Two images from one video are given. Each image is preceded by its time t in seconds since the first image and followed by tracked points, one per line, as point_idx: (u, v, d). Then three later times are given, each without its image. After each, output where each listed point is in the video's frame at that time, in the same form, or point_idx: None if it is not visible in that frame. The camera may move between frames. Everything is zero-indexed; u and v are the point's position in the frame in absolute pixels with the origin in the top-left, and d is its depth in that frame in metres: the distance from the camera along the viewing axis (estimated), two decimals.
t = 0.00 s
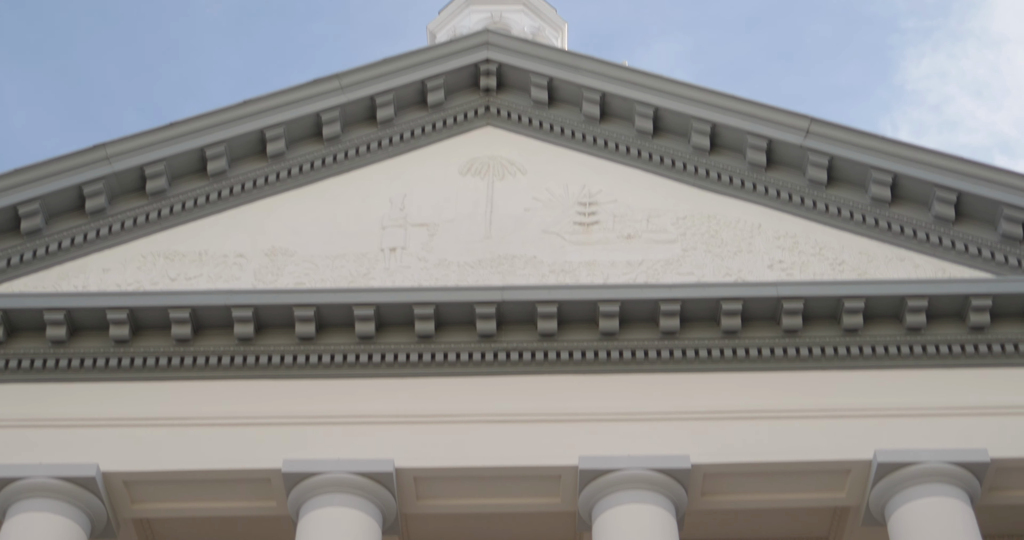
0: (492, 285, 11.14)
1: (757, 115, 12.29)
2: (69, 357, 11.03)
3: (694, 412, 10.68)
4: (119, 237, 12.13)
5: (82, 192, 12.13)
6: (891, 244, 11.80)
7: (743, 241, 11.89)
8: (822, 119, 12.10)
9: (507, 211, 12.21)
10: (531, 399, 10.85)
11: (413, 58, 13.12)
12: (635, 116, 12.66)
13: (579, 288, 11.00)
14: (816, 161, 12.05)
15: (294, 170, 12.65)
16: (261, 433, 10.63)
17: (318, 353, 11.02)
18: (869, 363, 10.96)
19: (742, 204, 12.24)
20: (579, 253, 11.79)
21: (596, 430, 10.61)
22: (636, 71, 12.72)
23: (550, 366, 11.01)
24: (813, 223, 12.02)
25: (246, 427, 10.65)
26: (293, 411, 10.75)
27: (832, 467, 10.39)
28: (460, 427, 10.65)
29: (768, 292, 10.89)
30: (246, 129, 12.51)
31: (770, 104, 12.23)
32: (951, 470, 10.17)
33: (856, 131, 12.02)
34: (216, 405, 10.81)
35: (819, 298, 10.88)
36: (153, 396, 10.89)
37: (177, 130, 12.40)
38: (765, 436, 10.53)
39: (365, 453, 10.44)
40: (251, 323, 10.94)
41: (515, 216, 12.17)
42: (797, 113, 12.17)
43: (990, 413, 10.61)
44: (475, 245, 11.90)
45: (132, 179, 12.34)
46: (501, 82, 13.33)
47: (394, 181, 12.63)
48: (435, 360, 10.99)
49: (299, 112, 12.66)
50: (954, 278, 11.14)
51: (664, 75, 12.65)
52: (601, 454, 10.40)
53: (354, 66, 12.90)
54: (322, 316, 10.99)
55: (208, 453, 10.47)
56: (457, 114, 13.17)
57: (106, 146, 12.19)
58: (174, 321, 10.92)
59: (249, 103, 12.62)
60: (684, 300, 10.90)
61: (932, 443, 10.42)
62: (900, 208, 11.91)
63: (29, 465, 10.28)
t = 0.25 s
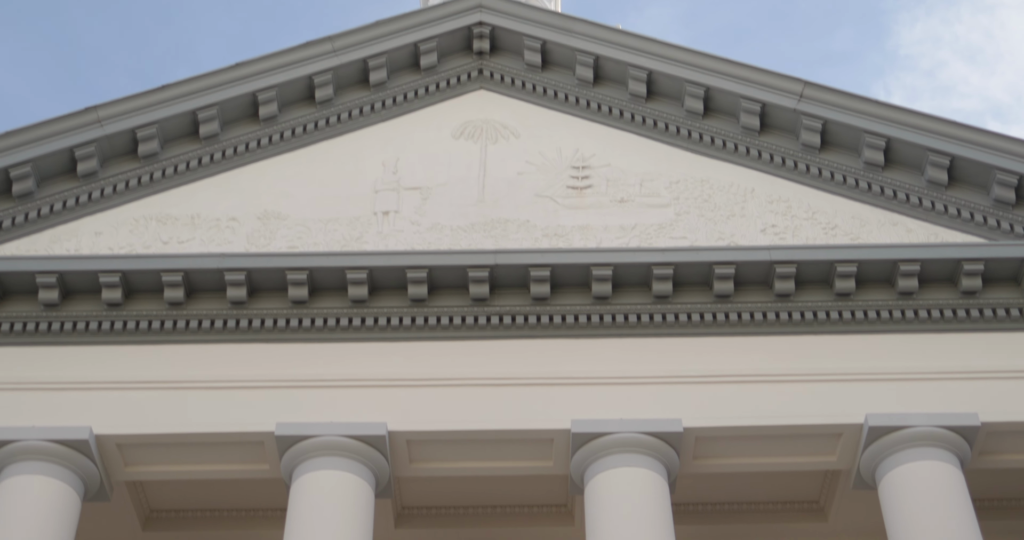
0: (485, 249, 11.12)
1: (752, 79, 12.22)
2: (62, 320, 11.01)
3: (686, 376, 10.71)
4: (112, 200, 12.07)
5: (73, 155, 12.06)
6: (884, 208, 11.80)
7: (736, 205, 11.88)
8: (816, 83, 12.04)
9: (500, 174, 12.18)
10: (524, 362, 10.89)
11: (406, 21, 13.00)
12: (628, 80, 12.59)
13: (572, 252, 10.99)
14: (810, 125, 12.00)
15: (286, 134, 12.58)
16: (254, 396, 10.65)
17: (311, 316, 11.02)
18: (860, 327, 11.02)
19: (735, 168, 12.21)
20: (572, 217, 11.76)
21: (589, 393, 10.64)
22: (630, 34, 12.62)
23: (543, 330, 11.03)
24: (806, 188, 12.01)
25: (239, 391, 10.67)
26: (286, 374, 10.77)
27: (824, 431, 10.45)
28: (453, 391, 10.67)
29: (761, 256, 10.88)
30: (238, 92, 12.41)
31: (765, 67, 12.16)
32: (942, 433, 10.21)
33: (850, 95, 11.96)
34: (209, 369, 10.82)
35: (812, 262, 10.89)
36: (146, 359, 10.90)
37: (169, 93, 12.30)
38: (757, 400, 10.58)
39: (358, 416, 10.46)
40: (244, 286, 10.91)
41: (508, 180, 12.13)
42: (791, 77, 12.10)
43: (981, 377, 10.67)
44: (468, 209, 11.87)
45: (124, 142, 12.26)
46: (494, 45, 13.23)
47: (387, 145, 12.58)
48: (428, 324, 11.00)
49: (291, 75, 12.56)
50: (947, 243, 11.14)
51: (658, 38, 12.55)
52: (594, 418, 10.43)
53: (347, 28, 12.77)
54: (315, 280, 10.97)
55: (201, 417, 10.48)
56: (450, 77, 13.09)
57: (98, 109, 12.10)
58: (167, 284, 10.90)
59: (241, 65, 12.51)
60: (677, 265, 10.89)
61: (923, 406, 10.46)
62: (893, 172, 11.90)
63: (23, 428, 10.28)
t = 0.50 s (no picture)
0: (479, 216, 11.09)
1: (747, 46, 12.15)
2: (55, 286, 10.99)
3: (680, 343, 10.74)
4: (105, 165, 12.02)
5: (66, 120, 11.98)
6: (878, 176, 11.79)
7: (730, 172, 11.86)
8: (811, 50, 11.97)
9: (494, 141, 12.14)
10: (518, 329, 10.90)
11: None
12: (623, 46, 12.51)
13: (566, 219, 10.96)
14: (804, 93, 11.95)
15: (280, 99, 12.51)
16: (248, 362, 10.66)
17: (305, 282, 11.01)
18: (854, 294, 11.05)
19: (729, 135, 12.18)
20: (566, 184, 11.74)
21: (583, 360, 10.67)
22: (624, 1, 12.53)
23: (537, 297, 11.05)
24: (800, 155, 11.99)
25: (234, 357, 10.68)
26: (280, 340, 10.79)
27: (817, 398, 10.49)
28: (447, 356, 10.69)
29: (756, 224, 10.87)
30: (232, 57, 12.32)
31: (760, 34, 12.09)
32: (934, 400, 10.23)
33: (844, 62, 11.89)
34: (203, 334, 10.83)
35: (806, 230, 10.88)
36: (140, 325, 10.90)
37: (162, 58, 12.19)
38: (750, 367, 10.61)
39: (352, 383, 10.46)
40: (238, 253, 10.90)
41: (502, 146, 12.09)
42: (786, 44, 12.03)
43: (973, 344, 10.71)
44: (462, 176, 11.84)
45: (117, 107, 12.18)
46: (488, 11, 13.14)
47: (380, 111, 12.52)
48: (422, 290, 11.00)
49: (285, 40, 12.46)
50: (941, 210, 11.13)
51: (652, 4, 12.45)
52: (588, 384, 10.44)
53: None
54: (308, 246, 10.95)
55: (195, 382, 10.49)
56: (444, 43, 13.00)
57: (91, 74, 11.99)
58: (161, 250, 10.87)
59: (234, 31, 12.40)
60: (671, 232, 10.88)
61: (916, 374, 10.48)
62: (887, 140, 11.87)
63: (15, 393, 10.26)
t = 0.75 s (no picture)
0: (474, 183, 11.07)
1: (743, 12, 12.07)
2: (50, 253, 10.97)
3: (674, 309, 10.77)
4: (98, 132, 11.96)
5: (59, 87, 11.90)
6: (873, 142, 11.77)
7: (725, 139, 11.83)
8: (807, 16, 11.89)
9: (489, 107, 12.09)
10: (513, 296, 10.92)
11: None
12: (618, 12, 12.43)
13: (561, 186, 10.94)
14: (800, 59, 11.89)
15: (274, 66, 12.43)
16: (244, 329, 10.68)
17: (299, 250, 11.00)
18: (849, 261, 11.06)
19: (725, 102, 12.14)
20: (561, 151, 11.71)
21: (578, 326, 10.70)
22: None
23: (532, 264, 11.05)
24: (795, 121, 11.96)
25: (229, 324, 10.69)
26: (275, 306, 10.80)
27: (810, 364, 10.54)
28: (442, 323, 10.71)
29: (751, 191, 10.87)
30: (225, 23, 12.20)
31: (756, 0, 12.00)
32: (928, 366, 10.28)
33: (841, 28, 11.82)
34: (198, 301, 10.84)
35: (801, 196, 10.88)
36: (135, 292, 10.90)
37: (155, 24, 12.09)
38: (745, 333, 10.65)
39: (347, 349, 10.48)
40: (232, 220, 10.87)
41: (497, 112, 12.05)
42: (783, 10, 11.94)
43: (967, 311, 10.74)
44: (456, 142, 11.80)
45: (110, 73, 12.10)
46: None
47: (375, 77, 12.45)
48: (417, 257, 11.00)
49: (278, 6, 12.34)
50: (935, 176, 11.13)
51: None
52: (583, 351, 10.48)
53: None
54: (303, 213, 10.92)
55: (191, 349, 10.51)
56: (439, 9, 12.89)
57: (83, 40, 11.89)
58: (155, 217, 10.84)
59: None
60: (666, 199, 10.88)
61: (910, 340, 10.53)
62: (883, 106, 11.84)
63: (12, 359, 10.29)
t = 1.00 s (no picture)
0: (470, 148, 11.04)
1: None
2: (45, 220, 10.96)
3: (670, 275, 10.78)
4: (93, 99, 11.90)
5: (52, 53, 11.82)
6: (869, 108, 11.74)
7: (721, 105, 11.80)
8: None
9: (485, 73, 12.03)
10: (509, 262, 10.93)
11: None
12: None
13: (557, 151, 10.92)
14: (797, 24, 11.83)
15: (269, 31, 12.34)
16: (240, 295, 10.69)
17: (296, 216, 10.99)
18: (845, 227, 11.07)
19: (721, 68, 12.09)
20: (557, 116, 11.67)
21: (574, 292, 10.72)
22: None
23: (528, 230, 11.05)
24: (792, 87, 11.92)
25: (225, 290, 10.70)
26: (271, 273, 10.80)
27: (806, 330, 10.57)
28: (438, 289, 10.73)
29: (747, 156, 10.85)
30: None
31: None
32: (924, 332, 10.31)
33: None
34: (195, 268, 10.84)
35: (797, 162, 10.87)
36: (131, 258, 10.90)
37: None
38: (740, 299, 10.67)
39: (344, 315, 10.50)
40: (228, 186, 10.85)
41: (493, 78, 11.99)
42: None
43: (962, 276, 10.77)
44: (452, 108, 11.76)
45: (104, 39, 12.02)
46: None
47: (370, 43, 12.38)
48: (413, 223, 11.00)
49: None
50: (932, 142, 11.12)
51: None
52: (579, 316, 10.50)
53: None
54: (299, 179, 10.90)
55: (187, 315, 10.52)
56: None
57: (77, 5, 11.80)
58: (150, 183, 10.82)
59: None
60: (662, 164, 10.86)
61: (905, 305, 10.56)
62: (879, 72, 11.80)
63: (8, 325, 10.29)
